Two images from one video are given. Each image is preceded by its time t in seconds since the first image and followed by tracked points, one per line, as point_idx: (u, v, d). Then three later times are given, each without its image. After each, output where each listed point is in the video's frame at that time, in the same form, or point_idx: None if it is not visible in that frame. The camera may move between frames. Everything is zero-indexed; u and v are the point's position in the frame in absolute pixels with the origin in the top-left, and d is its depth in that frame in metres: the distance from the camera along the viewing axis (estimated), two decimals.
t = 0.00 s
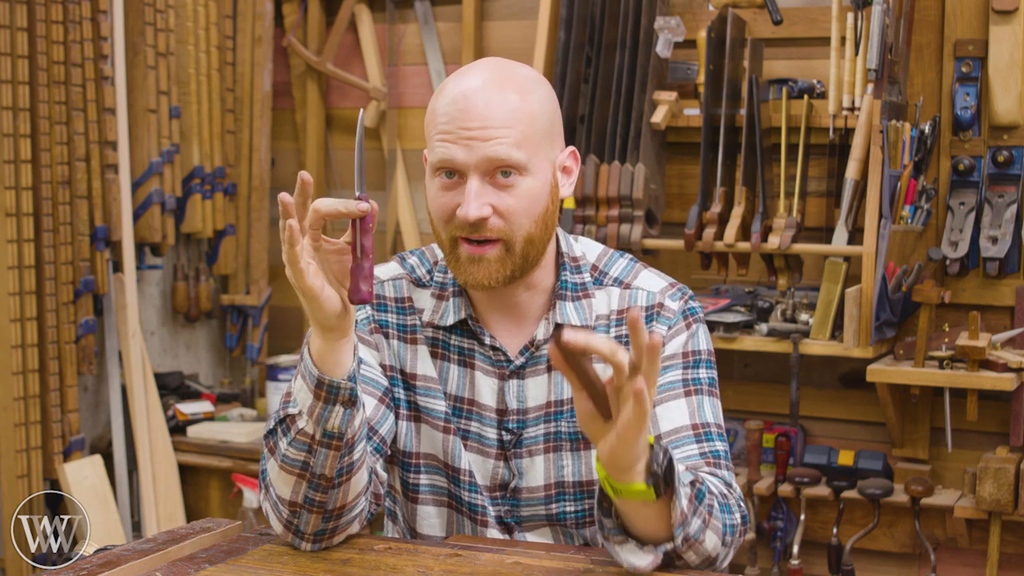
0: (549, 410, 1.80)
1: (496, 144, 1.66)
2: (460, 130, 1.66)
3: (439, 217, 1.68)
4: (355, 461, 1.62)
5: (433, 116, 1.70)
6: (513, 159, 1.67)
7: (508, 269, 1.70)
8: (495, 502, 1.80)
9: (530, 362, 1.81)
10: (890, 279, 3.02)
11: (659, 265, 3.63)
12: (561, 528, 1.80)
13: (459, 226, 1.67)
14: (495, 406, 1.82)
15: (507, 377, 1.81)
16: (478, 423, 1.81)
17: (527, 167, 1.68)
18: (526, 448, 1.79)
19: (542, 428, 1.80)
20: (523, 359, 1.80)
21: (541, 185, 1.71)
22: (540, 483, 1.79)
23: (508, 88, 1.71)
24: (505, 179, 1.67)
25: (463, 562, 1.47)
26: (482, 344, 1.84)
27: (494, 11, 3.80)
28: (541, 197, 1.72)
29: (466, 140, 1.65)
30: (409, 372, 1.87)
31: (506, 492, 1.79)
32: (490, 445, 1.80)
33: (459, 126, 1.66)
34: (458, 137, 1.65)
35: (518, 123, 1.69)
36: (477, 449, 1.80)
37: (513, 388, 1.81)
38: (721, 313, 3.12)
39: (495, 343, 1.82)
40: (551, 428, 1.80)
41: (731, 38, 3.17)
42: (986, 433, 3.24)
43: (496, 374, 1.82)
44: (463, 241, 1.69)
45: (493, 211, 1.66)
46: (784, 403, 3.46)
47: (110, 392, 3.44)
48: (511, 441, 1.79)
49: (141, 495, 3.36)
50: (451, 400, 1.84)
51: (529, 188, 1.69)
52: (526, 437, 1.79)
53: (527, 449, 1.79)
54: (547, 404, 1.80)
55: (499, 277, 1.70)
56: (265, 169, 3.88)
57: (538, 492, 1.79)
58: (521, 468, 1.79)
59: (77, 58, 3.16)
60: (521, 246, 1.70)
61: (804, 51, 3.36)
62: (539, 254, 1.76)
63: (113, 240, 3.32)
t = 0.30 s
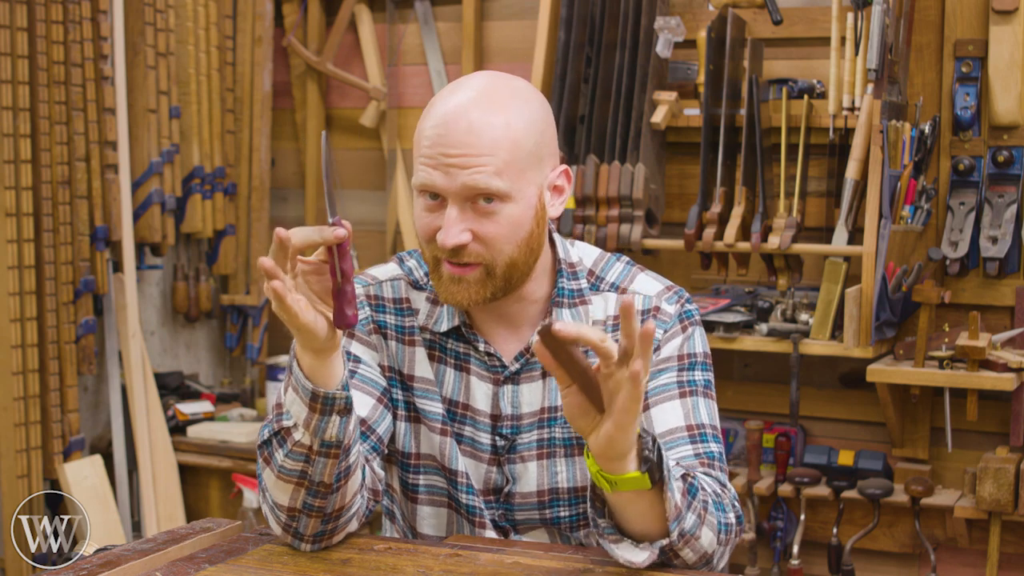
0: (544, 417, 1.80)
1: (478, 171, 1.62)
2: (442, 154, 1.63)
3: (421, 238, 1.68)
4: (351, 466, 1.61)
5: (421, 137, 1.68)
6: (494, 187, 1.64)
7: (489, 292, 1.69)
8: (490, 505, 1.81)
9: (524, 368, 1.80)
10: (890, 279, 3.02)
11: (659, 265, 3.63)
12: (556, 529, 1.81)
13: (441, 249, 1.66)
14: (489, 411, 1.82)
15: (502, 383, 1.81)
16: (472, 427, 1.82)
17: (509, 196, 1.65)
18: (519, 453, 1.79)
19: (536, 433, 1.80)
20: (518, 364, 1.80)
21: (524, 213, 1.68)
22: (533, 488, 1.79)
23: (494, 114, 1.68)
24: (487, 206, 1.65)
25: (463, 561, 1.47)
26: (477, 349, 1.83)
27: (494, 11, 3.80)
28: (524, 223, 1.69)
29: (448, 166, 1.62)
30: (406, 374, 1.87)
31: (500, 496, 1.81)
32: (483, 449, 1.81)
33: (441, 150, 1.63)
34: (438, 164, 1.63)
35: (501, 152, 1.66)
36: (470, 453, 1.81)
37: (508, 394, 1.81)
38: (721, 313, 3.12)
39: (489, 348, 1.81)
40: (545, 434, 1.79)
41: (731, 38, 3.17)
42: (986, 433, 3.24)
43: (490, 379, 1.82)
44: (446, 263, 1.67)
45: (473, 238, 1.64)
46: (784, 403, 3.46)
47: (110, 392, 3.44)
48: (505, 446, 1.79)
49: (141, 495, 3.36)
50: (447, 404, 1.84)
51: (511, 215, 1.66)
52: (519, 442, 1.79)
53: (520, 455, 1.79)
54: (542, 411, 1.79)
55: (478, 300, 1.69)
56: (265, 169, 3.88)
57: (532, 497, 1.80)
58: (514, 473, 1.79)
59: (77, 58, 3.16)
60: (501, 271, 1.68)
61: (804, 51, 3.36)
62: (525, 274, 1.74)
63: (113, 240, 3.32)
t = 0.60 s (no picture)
0: (543, 417, 1.80)
1: (487, 173, 1.60)
2: (452, 154, 1.60)
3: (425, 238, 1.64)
4: (347, 467, 1.62)
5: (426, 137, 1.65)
6: (504, 188, 1.62)
7: (496, 290, 1.67)
8: (489, 506, 1.80)
9: (524, 369, 1.80)
10: (890, 279, 3.02)
11: (659, 265, 3.63)
12: (557, 530, 1.80)
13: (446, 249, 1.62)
14: (488, 411, 1.82)
15: (501, 383, 1.81)
16: (471, 427, 1.82)
17: (517, 196, 1.63)
18: (518, 454, 1.79)
19: (536, 434, 1.80)
20: (517, 365, 1.80)
21: (531, 212, 1.66)
22: (533, 489, 1.79)
23: (501, 115, 1.65)
24: (495, 205, 1.62)
25: (463, 562, 1.47)
26: (476, 349, 1.83)
27: (494, 11, 3.80)
28: (531, 223, 1.67)
29: (457, 167, 1.60)
30: (406, 374, 1.87)
31: (499, 497, 1.80)
32: (482, 450, 1.81)
33: (449, 150, 1.60)
34: (447, 163, 1.60)
35: (510, 153, 1.64)
36: (469, 454, 1.81)
37: (507, 394, 1.81)
38: (721, 313, 3.12)
39: (489, 348, 1.81)
40: (545, 434, 1.79)
41: (731, 38, 3.17)
42: (986, 434, 3.24)
43: (490, 380, 1.82)
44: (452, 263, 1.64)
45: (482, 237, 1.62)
46: (784, 403, 3.46)
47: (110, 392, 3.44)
48: (503, 447, 1.79)
49: (141, 495, 3.36)
50: (446, 404, 1.84)
51: (519, 215, 1.64)
52: (518, 443, 1.79)
53: (519, 456, 1.79)
54: (541, 412, 1.80)
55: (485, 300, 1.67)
56: (265, 169, 3.88)
57: (531, 498, 1.79)
58: (513, 474, 1.79)
59: (77, 58, 3.16)
60: (508, 272, 1.67)
61: (804, 51, 3.36)
62: (529, 272, 1.72)
63: (113, 241, 3.32)
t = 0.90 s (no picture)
0: (554, 405, 1.82)
1: (526, 121, 1.68)
2: (490, 108, 1.69)
3: (467, 197, 1.70)
4: (345, 463, 1.61)
5: (458, 100, 1.72)
6: (544, 135, 1.69)
7: (536, 244, 1.71)
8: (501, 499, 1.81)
9: (534, 358, 1.82)
10: (890, 279, 3.02)
11: (659, 265, 3.63)
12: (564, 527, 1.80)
13: (489, 203, 1.69)
14: (499, 403, 1.82)
15: (512, 373, 1.82)
16: (482, 419, 1.82)
17: (554, 147, 1.71)
18: (532, 443, 1.81)
19: (547, 422, 1.81)
20: (527, 355, 1.82)
21: (565, 165, 1.74)
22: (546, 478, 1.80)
23: (529, 72, 1.73)
24: (535, 155, 1.70)
25: (463, 562, 1.47)
26: (485, 340, 1.84)
27: (494, 11, 3.80)
28: (566, 175, 1.74)
29: (497, 118, 1.68)
30: (409, 371, 1.87)
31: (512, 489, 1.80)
32: (494, 442, 1.81)
33: (489, 104, 1.69)
34: (489, 116, 1.68)
35: (544, 102, 1.71)
36: (481, 447, 1.82)
37: (519, 385, 1.82)
38: (721, 313, 3.12)
39: (500, 339, 1.82)
40: (557, 423, 1.82)
41: (731, 38, 3.17)
42: (986, 433, 3.24)
43: (501, 370, 1.83)
44: (492, 219, 1.70)
45: (525, 186, 1.68)
46: (784, 403, 3.46)
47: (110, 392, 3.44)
48: (517, 437, 1.80)
49: (141, 495, 3.35)
50: (453, 399, 1.84)
51: (557, 165, 1.71)
52: (531, 433, 1.80)
53: (533, 445, 1.81)
54: (552, 399, 1.82)
55: (527, 252, 1.70)
56: (265, 170, 3.88)
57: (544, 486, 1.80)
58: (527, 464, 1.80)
59: (77, 58, 3.16)
60: (550, 223, 1.71)
61: (804, 52, 3.36)
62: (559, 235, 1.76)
63: (113, 240, 3.32)
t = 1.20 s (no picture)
0: (551, 402, 1.82)
1: (523, 132, 1.68)
2: (487, 116, 1.68)
3: (461, 203, 1.71)
4: (343, 468, 1.61)
5: (456, 104, 1.71)
6: (540, 145, 1.69)
7: (529, 253, 1.72)
8: (500, 497, 1.80)
9: (530, 356, 1.82)
10: (890, 279, 3.02)
11: (659, 265, 3.63)
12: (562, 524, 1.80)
13: (484, 211, 1.70)
14: (496, 401, 1.82)
15: (509, 371, 1.82)
16: (479, 418, 1.82)
17: (550, 157, 1.71)
18: (529, 441, 1.81)
19: (545, 419, 1.81)
20: (524, 352, 1.82)
21: (561, 174, 1.74)
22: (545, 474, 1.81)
23: (529, 77, 1.73)
24: (530, 165, 1.70)
25: (463, 562, 1.47)
26: (482, 339, 1.84)
27: (494, 11, 3.80)
28: (561, 184, 1.74)
29: (493, 127, 1.68)
30: (406, 372, 1.87)
31: (511, 488, 1.81)
32: (492, 440, 1.81)
33: (487, 112, 1.68)
34: (486, 124, 1.68)
35: (541, 109, 1.71)
36: (479, 446, 1.81)
37: (515, 382, 1.82)
38: (721, 313, 3.12)
39: (496, 338, 1.83)
40: (554, 420, 1.82)
41: (731, 38, 3.17)
42: (986, 434, 3.24)
43: (497, 369, 1.83)
44: (486, 228, 1.71)
45: (519, 196, 1.68)
46: (784, 403, 3.46)
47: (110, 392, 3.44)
48: (514, 434, 1.80)
49: (141, 495, 3.35)
50: (451, 398, 1.84)
51: (552, 175, 1.72)
52: (528, 430, 1.80)
53: (530, 442, 1.81)
54: (549, 396, 1.82)
55: (518, 262, 1.72)
56: (265, 170, 3.88)
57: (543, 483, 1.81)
58: (525, 462, 1.81)
59: (77, 58, 3.16)
60: (542, 231, 1.72)
61: (804, 52, 3.36)
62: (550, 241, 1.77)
63: (113, 241, 3.32)
